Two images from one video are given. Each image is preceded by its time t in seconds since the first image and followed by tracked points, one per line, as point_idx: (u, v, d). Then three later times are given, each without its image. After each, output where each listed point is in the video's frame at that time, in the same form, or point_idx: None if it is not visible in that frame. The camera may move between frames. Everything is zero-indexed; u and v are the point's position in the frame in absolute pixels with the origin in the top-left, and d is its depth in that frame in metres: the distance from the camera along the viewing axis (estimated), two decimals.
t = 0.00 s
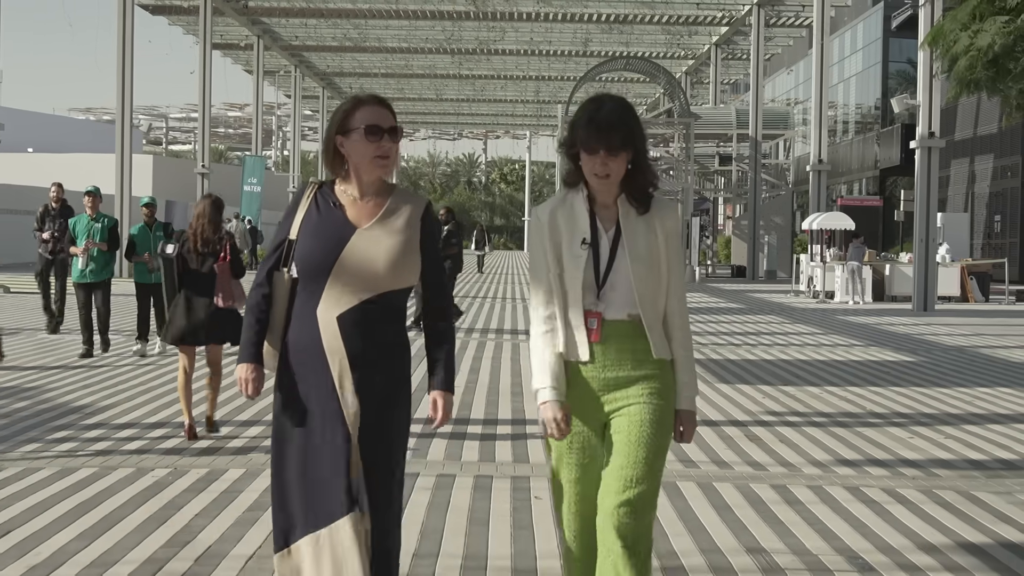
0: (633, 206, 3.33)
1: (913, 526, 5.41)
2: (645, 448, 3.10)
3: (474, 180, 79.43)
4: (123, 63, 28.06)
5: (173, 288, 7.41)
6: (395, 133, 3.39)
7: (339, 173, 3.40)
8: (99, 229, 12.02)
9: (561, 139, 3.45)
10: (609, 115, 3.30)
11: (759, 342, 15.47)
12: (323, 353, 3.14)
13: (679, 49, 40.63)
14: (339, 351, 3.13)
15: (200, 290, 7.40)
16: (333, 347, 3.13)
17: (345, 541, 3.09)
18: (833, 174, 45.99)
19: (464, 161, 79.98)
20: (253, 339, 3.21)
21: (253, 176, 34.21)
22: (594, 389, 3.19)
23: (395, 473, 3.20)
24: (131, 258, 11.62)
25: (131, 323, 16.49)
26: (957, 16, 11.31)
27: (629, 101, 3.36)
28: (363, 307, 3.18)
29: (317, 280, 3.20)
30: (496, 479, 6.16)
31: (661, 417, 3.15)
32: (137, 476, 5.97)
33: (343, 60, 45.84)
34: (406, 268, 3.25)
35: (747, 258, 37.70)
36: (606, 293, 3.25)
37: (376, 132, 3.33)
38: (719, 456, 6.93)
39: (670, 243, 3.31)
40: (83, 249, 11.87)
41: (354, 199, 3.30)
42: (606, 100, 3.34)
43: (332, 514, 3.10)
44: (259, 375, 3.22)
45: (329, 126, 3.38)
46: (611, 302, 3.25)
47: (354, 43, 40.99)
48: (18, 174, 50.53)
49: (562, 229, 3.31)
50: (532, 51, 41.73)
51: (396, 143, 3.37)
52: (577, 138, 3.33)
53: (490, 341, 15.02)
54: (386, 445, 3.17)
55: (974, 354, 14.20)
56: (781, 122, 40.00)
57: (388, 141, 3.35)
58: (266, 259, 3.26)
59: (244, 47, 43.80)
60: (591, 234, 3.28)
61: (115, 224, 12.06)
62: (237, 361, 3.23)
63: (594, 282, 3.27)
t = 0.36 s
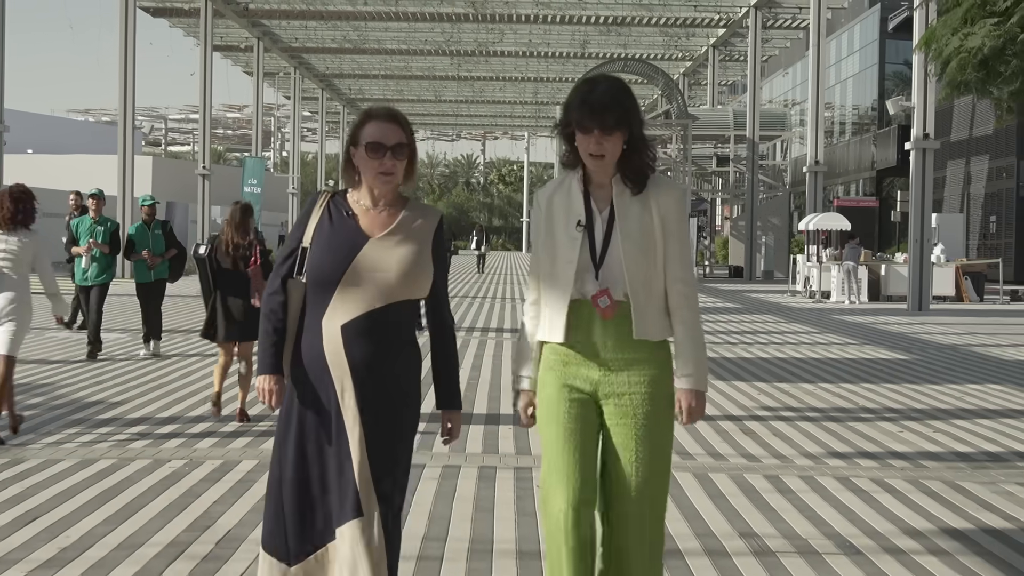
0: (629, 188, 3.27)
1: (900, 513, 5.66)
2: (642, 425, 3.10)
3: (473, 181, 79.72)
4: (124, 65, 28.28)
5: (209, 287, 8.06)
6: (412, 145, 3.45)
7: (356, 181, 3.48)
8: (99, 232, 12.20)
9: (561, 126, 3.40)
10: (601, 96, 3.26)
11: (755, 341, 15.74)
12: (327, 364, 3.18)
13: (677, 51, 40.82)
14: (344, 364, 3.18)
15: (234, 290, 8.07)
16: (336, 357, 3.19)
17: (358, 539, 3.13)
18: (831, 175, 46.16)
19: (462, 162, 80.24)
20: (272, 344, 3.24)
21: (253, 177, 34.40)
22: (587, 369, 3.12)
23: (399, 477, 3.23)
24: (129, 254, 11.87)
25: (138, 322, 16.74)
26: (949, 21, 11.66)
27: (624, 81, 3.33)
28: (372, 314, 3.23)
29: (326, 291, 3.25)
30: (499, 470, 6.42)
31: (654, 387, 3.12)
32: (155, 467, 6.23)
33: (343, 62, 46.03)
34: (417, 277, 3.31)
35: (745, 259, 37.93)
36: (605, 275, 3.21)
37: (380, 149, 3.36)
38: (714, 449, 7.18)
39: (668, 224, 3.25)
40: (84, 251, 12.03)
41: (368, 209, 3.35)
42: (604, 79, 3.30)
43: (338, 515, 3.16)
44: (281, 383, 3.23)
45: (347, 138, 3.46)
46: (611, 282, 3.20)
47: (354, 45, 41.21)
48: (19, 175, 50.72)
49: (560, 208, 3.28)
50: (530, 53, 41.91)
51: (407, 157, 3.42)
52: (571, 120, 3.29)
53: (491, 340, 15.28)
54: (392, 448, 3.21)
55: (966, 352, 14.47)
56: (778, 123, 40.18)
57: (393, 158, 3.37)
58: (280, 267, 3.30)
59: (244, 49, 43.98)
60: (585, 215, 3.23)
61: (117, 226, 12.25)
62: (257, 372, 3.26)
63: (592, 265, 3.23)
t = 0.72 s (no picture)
0: (623, 205, 3.26)
1: (890, 502, 5.89)
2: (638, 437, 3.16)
3: (472, 181, 80.04)
4: (128, 66, 28.51)
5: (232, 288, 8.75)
6: (424, 141, 3.43)
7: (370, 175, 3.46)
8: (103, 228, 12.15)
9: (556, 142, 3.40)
10: (596, 115, 3.24)
11: (752, 339, 15.98)
12: (347, 357, 3.14)
13: (676, 52, 41.07)
14: (365, 355, 3.13)
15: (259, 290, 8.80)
16: (357, 350, 3.13)
17: (374, 542, 3.14)
18: (829, 175, 46.39)
19: (462, 162, 80.50)
20: (275, 335, 3.22)
21: (255, 177, 34.61)
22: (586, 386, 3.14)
23: (412, 476, 3.19)
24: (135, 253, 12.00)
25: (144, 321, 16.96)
26: (943, 26, 11.87)
27: (619, 96, 3.28)
28: (388, 309, 3.19)
29: (339, 284, 3.21)
30: (504, 461, 6.65)
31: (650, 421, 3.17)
32: (174, 458, 6.47)
33: (343, 62, 46.23)
34: (427, 274, 3.27)
35: (743, 260, 38.25)
36: (606, 291, 3.21)
37: (387, 145, 3.35)
38: (711, 442, 7.42)
39: (666, 242, 3.23)
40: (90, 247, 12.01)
41: (381, 202, 3.34)
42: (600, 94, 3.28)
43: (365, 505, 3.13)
44: (277, 369, 3.22)
45: (359, 132, 3.44)
46: (612, 300, 3.20)
47: (354, 46, 41.43)
48: (20, 175, 50.95)
49: (558, 232, 3.27)
50: (529, 54, 42.14)
51: (416, 152, 3.40)
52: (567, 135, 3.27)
53: (492, 338, 15.53)
54: (409, 450, 3.18)
55: (960, 350, 14.70)
56: (776, 124, 40.42)
57: (401, 155, 3.35)
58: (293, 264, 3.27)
59: (246, 50, 44.18)
60: (584, 235, 3.23)
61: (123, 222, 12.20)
62: (260, 357, 3.26)
63: (592, 282, 3.22)
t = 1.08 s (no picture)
0: (635, 184, 3.15)
1: (883, 495, 6.12)
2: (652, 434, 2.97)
3: (471, 182, 80.34)
4: (131, 67, 28.71)
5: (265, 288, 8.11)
6: (434, 141, 3.27)
7: (380, 178, 3.33)
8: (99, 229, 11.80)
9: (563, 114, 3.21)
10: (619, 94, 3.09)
11: (751, 339, 16.22)
12: (358, 359, 3.07)
13: (674, 54, 41.32)
14: (373, 356, 3.07)
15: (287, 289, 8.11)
16: (368, 353, 3.07)
17: (379, 546, 3.07)
18: (826, 176, 46.72)
19: (461, 162, 80.80)
20: (289, 339, 3.15)
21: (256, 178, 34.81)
22: (593, 372, 3.00)
23: (420, 477, 3.13)
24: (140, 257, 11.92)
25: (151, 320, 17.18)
26: (938, 31, 12.10)
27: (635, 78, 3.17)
28: (399, 311, 3.10)
29: (352, 290, 3.12)
30: (512, 456, 6.87)
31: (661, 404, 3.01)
32: (192, 453, 6.70)
33: (343, 63, 46.45)
34: (444, 274, 3.17)
35: (741, 260, 38.51)
36: (615, 272, 3.09)
37: (397, 146, 3.21)
38: (711, 438, 7.64)
39: (677, 225, 3.14)
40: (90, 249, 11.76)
41: (393, 203, 3.21)
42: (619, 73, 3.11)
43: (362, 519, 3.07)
44: (292, 381, 3.16)
45: (369, 133, 3.29)
46: (621, 286, 3.07)
47: (355, 47, 41.65)
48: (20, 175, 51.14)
49: (569, 214, 3.14)
50: (528, 55, 42.39)
51: (429, 151, 3.25)
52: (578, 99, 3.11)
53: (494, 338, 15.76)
54: (419, 449, 3.13)
55: (954, 350, 14.98)
56: (774, 126, 40.70)
57: (413, 155, 3.21)
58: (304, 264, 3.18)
59: (247, 51, 44.38)
60: (593, 213, 3.11)
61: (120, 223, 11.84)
62: (274, 367, 3.19)
63: (601, 261, 3.10)
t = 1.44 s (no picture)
0: (659, 211, 3.27)
1: (871, 486, 6.36)
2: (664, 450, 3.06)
3: (469, 182, 80.59)
4: (132, 68, 28.92)
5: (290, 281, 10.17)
6: (450, 153, 3.48)
7: (395, 188, 3.51)
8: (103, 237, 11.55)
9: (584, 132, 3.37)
10: (643, 117, 3.22)
11: (747, 338, 16.47)
12: (366, 371, 3.22)
13: (672, 55, 41.57)
14: (380, 369, 3.22)
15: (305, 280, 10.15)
16: (375, 364, 3.22)
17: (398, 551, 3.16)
18: (823, 177, 47.00)
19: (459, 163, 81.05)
20: (309, 352, 3.31)
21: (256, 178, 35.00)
22: (601, 398, 3.13)
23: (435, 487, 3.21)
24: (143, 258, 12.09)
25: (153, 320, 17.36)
26: (930, 34, 12.30)
27: (661, 100, 3.28)
28: (410, 321, 3.26)
29: (364, 298, 3.29)
30: (513, 449, 7.11)
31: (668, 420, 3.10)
32: (205, 446, 6.93)
33: (343, 65, 46.68)
34: (456, 284, 3.35)
35: (739, 260, 38.77)
36: (626, 294, 3.21)
37: (412, 157, 3.41)
38: (707, 433, 7.89)
39: (688, 252, 3.29)
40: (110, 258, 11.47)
41: (407, 214, 3.40)
42: (642, 101, 3.25)
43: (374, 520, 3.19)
44: (318, 394, 3.29)
45: (384, 145, 3.49)
46: (633, 304, 3.20)
47: (354, 49, 41.87)
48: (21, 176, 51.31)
49: (585, 233, 3.28)
50: (527, 57, 42.65)
51: (443, 164, 3.45)
52: (597, 114, 3.25)
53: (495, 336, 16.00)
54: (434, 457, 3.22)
55: (946, 348, 15.22)
56: (771, 126, 40.95)
57: (428, 167, 3.41)
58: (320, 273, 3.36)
59: (246, 53, 44.59)
60: (609, 236, 3.25)
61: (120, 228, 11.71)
62: (297, 376, 3.34)
63: (612, 282, 3.23)
